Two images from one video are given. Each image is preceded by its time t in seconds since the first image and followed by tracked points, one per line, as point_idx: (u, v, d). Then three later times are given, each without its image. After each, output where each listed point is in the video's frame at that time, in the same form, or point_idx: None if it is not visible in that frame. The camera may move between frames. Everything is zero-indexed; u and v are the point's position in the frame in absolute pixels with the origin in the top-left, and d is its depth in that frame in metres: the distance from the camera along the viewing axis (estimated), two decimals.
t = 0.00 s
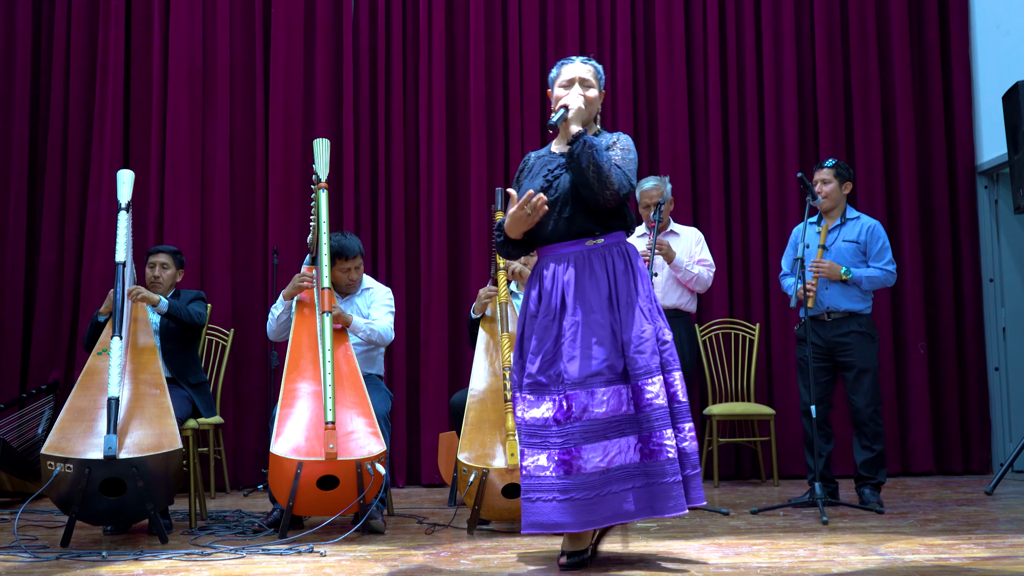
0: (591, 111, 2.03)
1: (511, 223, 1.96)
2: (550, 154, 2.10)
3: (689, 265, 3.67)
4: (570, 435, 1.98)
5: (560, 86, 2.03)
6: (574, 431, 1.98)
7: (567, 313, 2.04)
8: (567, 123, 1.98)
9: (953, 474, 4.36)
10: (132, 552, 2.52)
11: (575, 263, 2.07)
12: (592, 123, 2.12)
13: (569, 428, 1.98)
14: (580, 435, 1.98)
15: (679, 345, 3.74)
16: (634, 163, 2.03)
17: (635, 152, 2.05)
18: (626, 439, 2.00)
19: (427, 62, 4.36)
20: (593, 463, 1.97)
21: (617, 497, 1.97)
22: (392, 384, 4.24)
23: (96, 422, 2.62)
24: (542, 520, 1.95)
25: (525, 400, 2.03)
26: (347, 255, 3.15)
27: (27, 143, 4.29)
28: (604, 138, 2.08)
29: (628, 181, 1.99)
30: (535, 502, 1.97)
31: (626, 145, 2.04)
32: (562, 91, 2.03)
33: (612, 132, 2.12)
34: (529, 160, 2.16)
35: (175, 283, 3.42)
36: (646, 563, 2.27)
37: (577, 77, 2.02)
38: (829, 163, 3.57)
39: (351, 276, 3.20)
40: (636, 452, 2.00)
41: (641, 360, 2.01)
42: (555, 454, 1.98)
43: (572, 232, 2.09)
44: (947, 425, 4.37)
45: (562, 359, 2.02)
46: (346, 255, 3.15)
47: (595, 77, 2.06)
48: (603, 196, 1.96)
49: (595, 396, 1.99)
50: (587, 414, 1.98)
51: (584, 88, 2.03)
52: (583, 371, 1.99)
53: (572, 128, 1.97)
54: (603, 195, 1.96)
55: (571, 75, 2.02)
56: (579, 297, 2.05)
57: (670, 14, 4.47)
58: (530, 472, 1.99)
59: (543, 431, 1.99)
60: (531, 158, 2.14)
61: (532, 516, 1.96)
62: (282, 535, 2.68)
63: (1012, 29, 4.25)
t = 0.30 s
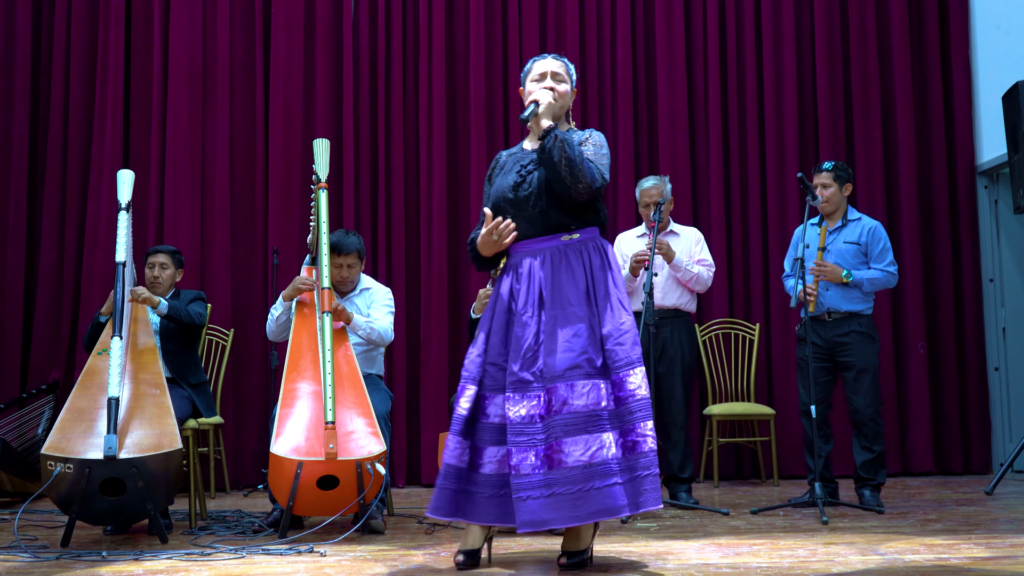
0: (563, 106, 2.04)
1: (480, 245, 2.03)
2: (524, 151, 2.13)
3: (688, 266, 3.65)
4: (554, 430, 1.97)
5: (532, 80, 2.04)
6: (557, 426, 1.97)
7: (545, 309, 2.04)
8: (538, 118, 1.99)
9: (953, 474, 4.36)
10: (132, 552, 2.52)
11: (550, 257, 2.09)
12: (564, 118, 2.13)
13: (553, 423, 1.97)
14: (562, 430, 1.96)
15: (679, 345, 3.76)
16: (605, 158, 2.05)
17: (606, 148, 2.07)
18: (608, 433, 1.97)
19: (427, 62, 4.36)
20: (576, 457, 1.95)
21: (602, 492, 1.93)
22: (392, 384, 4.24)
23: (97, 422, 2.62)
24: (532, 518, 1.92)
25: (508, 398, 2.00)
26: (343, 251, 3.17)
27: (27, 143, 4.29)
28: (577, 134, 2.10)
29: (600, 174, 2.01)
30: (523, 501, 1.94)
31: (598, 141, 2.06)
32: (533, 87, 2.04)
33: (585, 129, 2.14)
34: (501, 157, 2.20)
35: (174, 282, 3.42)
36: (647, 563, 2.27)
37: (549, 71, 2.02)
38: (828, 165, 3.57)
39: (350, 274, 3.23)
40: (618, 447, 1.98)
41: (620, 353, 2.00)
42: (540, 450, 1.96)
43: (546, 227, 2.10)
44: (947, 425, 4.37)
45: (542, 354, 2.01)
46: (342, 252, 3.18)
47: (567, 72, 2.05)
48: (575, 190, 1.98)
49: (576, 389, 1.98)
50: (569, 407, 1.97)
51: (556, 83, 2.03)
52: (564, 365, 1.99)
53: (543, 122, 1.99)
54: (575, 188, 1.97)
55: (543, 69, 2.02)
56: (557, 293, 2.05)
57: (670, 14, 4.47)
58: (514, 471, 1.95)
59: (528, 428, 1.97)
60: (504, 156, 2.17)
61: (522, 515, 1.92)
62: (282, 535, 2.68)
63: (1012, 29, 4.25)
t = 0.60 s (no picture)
0: (533, 102, 2.01)
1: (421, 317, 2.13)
2: (490, 145, 2.12)
3: (688, 265, 3.66)
4: (519, 427, 1.95)
5: (499, 75, 2.00)
6: (522, 423, 1.95)
7: (509, 304, 2.02)
8: (513, 107, 1.97)
9: (953, 474, 4.36)
10: (132, 552, 2.52)
11: (514, 254, 2.07)
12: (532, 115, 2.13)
13: (517, 420, 1.96)
14: (527, 426, 1.95)
15: (680, 344, 3.73)
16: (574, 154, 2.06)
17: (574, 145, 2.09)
18: (570, 433, 1.97)
19: (427, 62, 4.36)
20: (540, 454, 1.94)
21: (566, 491, 1.93)
22: (392, 384, 4.24)
23: (97, 422, 2.62)
24: (498, 515, 1.91)
25: (471, 394, 1.99)
26: (343, 248, 3.18)
27: (27, 143, 4.29)
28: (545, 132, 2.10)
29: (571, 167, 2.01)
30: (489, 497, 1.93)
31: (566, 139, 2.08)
32: (501, 82, 2.00)
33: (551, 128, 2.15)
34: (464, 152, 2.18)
35: (174, 282, 3.42)
36: (647, 563, 2.27)
37: (516, 66, 1.98)
38: (829, 164, 3.57)
39: (351, 271, 3.24)
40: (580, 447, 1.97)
41: (583, 355, 2.02)
42: (504, 447, 1.96)
43: (511, 223, 2.08)
44: (947, 425, 4.37)
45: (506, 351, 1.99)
46: (341, 248, 3.19)
47: (534, 69, 2.02)
48: (548, 179, 1.97)
49: (541, 387, 1.97)
50: (533, 405, 1.96)
51: (523, 78, 1.99)
52: (529, 362, 1.98)
53: (517, 111, 1.97)
54: (548, 177, 1.96)
55: (511, 64, 1.99)
56: (522, 290, 2.04)
57: (670, 14, 4.47)
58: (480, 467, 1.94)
59: (493, 424, 1.96)
60: (468, 151, 2.15)
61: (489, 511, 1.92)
62: (282, 535, 2.68)
63: (1012, 29, 4.25)
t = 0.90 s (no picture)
0: (510, 103, 2.01)
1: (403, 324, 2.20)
2: (465, 145, 2.12)
3: (688, 265, 3.66)
4: (477, 425, 1.96)
5: (475, 75, 2.00)
6: (480, 422, 1.96)
7: (481, 303, 2.02)
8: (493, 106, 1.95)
9: (953, 474, 4.36)
10: (132, 552, 2.52)
11: (491, 255, 2.06)
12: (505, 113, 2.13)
13: (475, 418, 1.96)
14: (485, 426, 1.95)
15: (680, 345, 3.72)
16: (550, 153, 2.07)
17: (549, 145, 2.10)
18: (520, 435, 1.99)
19: (427, 62, 4.36)
20: (493, 454, 1.95)
21: (508, 491, 1.97)
22: (392, 384, 4.24)
23: (97, 422, 2.62)
24: (445, 510, 1.94)
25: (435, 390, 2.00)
26: (342, 247, 3.20)
27: (27, 143, 4.29)
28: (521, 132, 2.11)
29: (549, 166, 2.02)
30: (439, 492, 1.96)
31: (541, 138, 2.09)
32: (478, 81, 2.00)
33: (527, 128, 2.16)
34: (439, 151, 2.19)
35: (174, 282, 3.43)
36: (646, 563, 2.27)
37: (493, 66, 2.00)
38: (829, 164, 3.57)
39: (350, 270, 3.24)
40: (527, 450, 2.00)
41: (545, 359, 2.03)
42: (460, 444, 1.97)
43: (489, 222, 2.08)
44: (947, 425, 4.37)
45: (472, 349, 2.00)
46: (340, 247, 3.21)
47: (510, 69, 2.04)
48: (526, 178, 1.97)
49: (502, 388, 1.97)
50: (493, 406, 1.96)
51: (500, 78, 2.00)
52: (494, 362, 1.97)
53: (496, 110, 1.95)
54: (527, 176, 1.97)
55: (487, 64, 2.00)
56: (495, 290, 2.03)
57: (670, 14, 4.47)
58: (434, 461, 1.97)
59: (451, 421, 1.98)
60: (443, 151, 2.16)
61: (437, 505, 1.95)
62: (282, 535, 2.68)
63: (1012, 29, 4.25)
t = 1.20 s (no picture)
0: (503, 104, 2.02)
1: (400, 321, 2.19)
2: (457, 146, 2.12)
3: (688, 264, 3.66)
4: (471, 425, 1.96)
5: (467, 76, 2.01)
6: (475, 422, 1.96)
7: (476, 302, 2.02)
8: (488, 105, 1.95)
9: (953, 474, 4.36)
10: (132, 552, 2.52)
11: (484, 254, 2.06)
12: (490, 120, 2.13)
13: (470, 418, 1.96)
14: (480, 426, 1.96)
15: (680, 345, 3.72)
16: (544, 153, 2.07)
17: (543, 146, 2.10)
18: (514, 434, 2.00)
19: (427, 62, 4.36)
20: (488, 454, 1.96)
21: (501, 490, 1.98)
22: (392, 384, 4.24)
23: (97, 422, 2.62)
24: (437, 510, 1.94)
25: (428, 389, 2.00)
26: (342, 245, 3.22)
27: (27, 143, 4.29)
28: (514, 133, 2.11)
29: (543, 166, 2.02)
30: (432, 492, 1.96)
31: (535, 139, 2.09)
32: (470, 82, 2.01)
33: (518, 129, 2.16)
34: (430, 153, 2.18)
35: (175, 282, 3.43)
36: (646, 563, 2.27)
37: (484, 68, 2.00)
38: (830, 164, 3.57)
39: (350, 267, 3.24)
40: (520, 450, 2.01)
41: (539, 359, 2.04)
42: (453, 444, 1.96)
43: (483, 222, 2.08)
44: (947, 425, 4.37)
45: (467, 349, 1.99)
46: (339, 245, 3.22)
47: (500, 71, 2.05)
48: (521, 178, 1.97)
49: (497, 388, 1.97)
50: (489, 406, 1.96)
51: (492, 79, 2.01)
52: (490, 362, 1.97)
53: (490, 109, 1.95)
54: (521, 176, 1.97)
55: (479, 65, 2.01)
56: (490, 290, 2.03)
57: (670, 14, 4.47)
58: (426, 461, 1.97)
59: (444, 421, 1.98)
60: (435, 152, 2.15)
61: (429, 505, 1.95)
62: (282, 535, 2.68)
63: (1012, 29, 4.25)
